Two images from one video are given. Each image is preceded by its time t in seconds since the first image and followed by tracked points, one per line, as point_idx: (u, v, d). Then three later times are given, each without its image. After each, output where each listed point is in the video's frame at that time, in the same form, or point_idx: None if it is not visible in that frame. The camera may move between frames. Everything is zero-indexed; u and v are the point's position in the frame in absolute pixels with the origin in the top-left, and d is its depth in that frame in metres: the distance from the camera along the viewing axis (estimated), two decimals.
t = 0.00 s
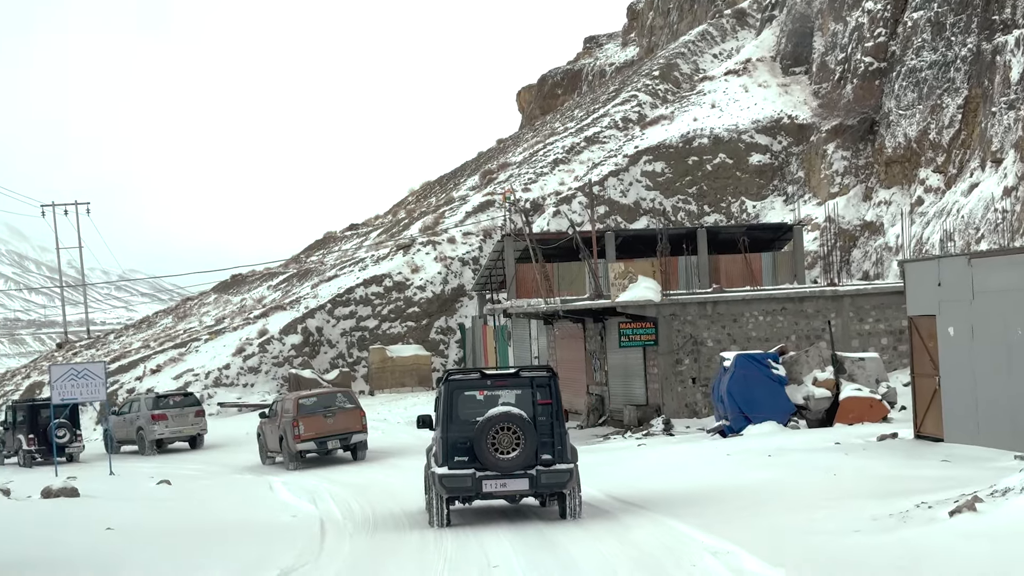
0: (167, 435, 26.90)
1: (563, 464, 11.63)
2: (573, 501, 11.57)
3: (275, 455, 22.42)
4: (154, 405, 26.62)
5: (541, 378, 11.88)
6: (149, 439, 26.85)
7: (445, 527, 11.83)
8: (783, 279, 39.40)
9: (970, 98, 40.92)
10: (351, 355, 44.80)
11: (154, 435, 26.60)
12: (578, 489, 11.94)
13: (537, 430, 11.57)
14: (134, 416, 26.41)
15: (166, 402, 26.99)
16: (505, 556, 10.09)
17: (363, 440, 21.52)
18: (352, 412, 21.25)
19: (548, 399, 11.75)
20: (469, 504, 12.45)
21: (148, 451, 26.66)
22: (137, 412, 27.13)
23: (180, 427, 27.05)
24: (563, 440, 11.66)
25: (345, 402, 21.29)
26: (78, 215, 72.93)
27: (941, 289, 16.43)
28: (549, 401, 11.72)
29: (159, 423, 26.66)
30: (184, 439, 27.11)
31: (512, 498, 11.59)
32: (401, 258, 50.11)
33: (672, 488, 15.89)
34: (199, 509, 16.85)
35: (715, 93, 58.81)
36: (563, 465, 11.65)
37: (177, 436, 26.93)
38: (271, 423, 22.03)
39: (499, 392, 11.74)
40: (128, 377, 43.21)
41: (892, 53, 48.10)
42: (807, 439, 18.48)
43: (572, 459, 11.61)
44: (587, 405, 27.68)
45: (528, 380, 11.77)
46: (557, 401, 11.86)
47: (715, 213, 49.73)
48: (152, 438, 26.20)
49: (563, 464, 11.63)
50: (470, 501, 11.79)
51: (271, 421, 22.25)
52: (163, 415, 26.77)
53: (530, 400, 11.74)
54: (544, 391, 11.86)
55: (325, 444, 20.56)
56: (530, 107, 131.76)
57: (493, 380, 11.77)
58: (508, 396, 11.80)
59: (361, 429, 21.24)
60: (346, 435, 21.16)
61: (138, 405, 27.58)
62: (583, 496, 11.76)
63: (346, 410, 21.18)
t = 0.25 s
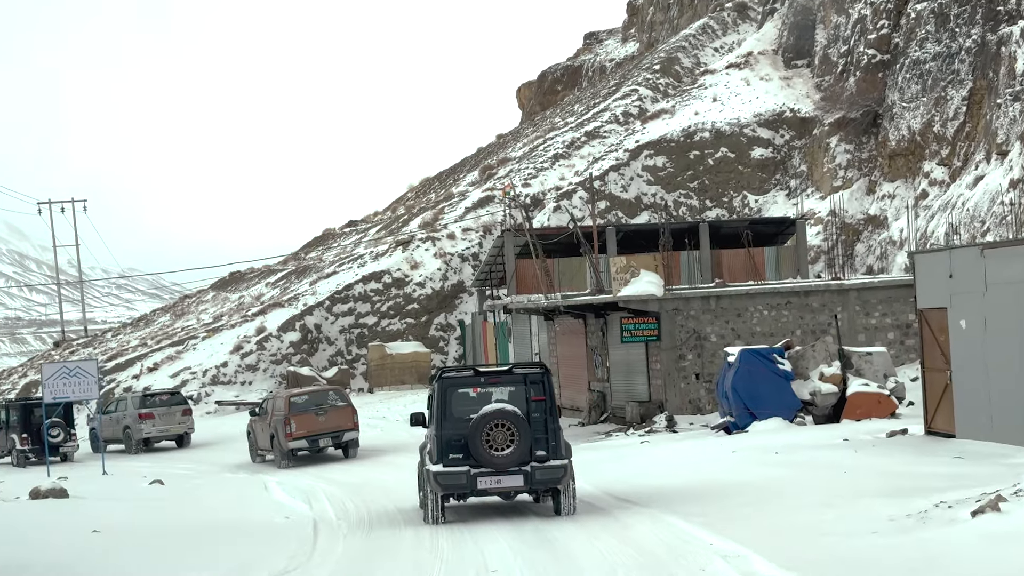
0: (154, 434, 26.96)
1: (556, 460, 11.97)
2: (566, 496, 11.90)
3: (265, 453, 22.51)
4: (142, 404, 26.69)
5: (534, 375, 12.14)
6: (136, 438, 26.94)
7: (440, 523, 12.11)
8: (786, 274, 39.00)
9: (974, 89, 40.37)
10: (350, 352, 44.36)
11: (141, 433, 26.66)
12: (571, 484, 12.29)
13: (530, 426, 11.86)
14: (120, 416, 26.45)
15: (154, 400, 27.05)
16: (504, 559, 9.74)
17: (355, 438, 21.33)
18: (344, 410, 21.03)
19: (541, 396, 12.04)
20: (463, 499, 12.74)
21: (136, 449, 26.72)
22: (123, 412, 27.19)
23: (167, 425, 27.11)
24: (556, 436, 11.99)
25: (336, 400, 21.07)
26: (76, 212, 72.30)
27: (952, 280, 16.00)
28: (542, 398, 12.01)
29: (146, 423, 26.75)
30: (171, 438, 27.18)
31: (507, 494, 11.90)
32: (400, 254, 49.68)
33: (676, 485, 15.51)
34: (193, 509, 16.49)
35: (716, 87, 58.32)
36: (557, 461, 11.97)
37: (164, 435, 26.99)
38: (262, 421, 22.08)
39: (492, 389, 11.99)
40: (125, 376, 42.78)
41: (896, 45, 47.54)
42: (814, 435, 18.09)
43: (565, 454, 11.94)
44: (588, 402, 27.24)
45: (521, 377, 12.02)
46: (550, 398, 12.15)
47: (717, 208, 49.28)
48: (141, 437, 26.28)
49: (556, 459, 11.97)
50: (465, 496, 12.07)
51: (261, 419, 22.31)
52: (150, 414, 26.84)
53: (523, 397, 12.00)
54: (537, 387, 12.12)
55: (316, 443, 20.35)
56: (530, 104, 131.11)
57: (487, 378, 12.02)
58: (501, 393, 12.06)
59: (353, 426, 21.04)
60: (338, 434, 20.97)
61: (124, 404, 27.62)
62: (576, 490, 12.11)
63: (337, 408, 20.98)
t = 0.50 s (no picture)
0: (144, 435, 27.02)
1: (557, 461, 11.74)
2: (567, 497, 11.67)
3: (259, 454, 22.52)
4: (132, 405, 26.74)
5: (534, 376, 11.92)
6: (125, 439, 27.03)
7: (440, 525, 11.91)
8: (791, 272, 38.63)
9: (980, 84, 39.87)
10: (351, 352, 43.98)
11: (132, 434, 26.70)
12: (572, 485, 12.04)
13: (531, 427, 11.63)
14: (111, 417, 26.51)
15: (144, 402, 27.12)
16: (508, 563, 9.35)
17: (350, 438, 21.34)
18: (339, 410, 21.03)
19: (541, 396, 11.80)
20: (463, 500, 12.49)
21: (126, 450, 26.75)
22: (113, 413, 27.23)
23: (157, 426, 27.18)
24: (557, 437, 11.77)
25: (331, 400, 21.07)
26: (77, 211, 72.00)
27: (966, 276, 15.62)
28: (542, 398, 11.78)
29: (136, 423, 26.83)
30: (162, 439, 27.27)
31: (507, 495, 11.67)
32: (401, 253, 49.30)
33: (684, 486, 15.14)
34: (190, 512, 16.15)
35: (719, 83, 57.89)
36: (557, 462, 11.74)
37: (155, 436, 27.05)
38: (256, 422, 22.11)
39: (492, 389, 11.78)
40: (124, 377, 42.42)
41: (900, 40, 47.08)
42: (824, 434, 17.68)
43: (566, 455, 11.71)
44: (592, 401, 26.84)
45: (521, 378, 11.81)
46: (550, 398, 11.92)
47: (721, 205, 48.86)
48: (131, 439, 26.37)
49: (557, 460, 11.73)
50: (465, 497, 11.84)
51: (256, 419, 22.37)
52: (140, 415, 26.90)
53: (523, 398, 11.78)
54: (537, 388, 11.90)
55: (311, 443, 20.32)
56: (531, 102, 130.72)
57: (486, 378, 11.81)
58: (501, 394, 11.84)
59: (348, 426, 21.04)
60: (333, 434, 20.96)
61: (114, 405, 27.65)
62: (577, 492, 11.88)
63: (332, 408, 20.94)
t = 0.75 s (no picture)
0: (132, 437, 27.04)
1: (555, 461, 11.63)
2: (565, 498, 11.55)
3: (251, 455, 22.38)
4: (120, 407, 26.78)
5: (531, 376, 11.79)
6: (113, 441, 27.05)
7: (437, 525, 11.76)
8: (797, 270, 38.17)
9: (988, 79, 39.26)
10: (352, 352, 43.52)
11: (120, 436, 26.73)
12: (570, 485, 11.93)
13: (529, 428, 11.51)
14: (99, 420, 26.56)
15: (132, 404, 27.15)
16: (511, 568, 8.94)
17: (344, 439, 21.18)
18: (333, 411, 20.83)
19: (539, 397, 11.68)
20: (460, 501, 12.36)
21: (114, 452, 26.79)
22: (101, 415, 27.14)
23: (145, 428, 27.21)
24: (555, 437, 11.64)
25: (325, 401, 20.88)
26: (82, 212, 71.11)
27: (983, 270, 15.13)
28: (540, 399, 11.65)
29: (125, 425, 26.86)
30: (150, 440, 27.32)
31: (505, 496, 11.55)
32: (402, 252, 48.87)
33: (692, 488, 14.67)
34: (184, 515, 15.73)
35: (722, 80, 57.42)
36: (555, 462, 11.63)
37: (143, 437, 27.07)
38: (248, 424, 21.94)
39: (489, 390, 11.66)
40: (123, 378, 42.01)
41: (906, 35, 46.54)
42: (835, 434, 17.23)
43: (564, 455, 11.60)
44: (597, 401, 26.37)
45: (519, 378, 11.68)
46: (547, 399, 11.80)
47: (725, 203, 48.37)
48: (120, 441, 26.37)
49: (554, 461, 11.62)
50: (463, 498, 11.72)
51: (248, 420, 22.21)
52: (128, 417, 26.92)
53: (520, 398, 11.65)
54: (534, 388, 11.77)
55: (304, 444, 20.15)
56: (533, 102, 130.28)
57: (484, 379, 11.68)
58: (498, 394, 11.72)
59: (342, 428, 20.87)
60: (327, 435, 20.79)
61: (102, 407, 27.67)
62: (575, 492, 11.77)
63: (326, 409, 20.76)
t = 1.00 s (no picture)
0: (121, 439, 26.99)
1: (550, 461, 11.64)
2: (561, 498, 11.54)
3: (243, 456, 22.37)
4: (108, 410, 26.71)
5: (525, 376, 11.84)
6: (102, 443, 26.93)
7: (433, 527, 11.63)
8: (802, 269, 37.77)
9: (995, 76, 38.59)
10: (352, 353, 43.11)
11: (108, 438, 26.68)
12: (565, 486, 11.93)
13: (524, 427, 11.54)
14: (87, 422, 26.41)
15: (120, 406, 27.06)
16: (511, 572, 8.61)
17: (336, 440, 21.20)
18: (326, 412, 20.88)
19: (534, 397, 11.71)
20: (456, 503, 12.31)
21: (102, 454, 26.74)
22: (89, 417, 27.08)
23: (134, 430, 27.16)
24: (550, 437, 11.66)
25: (318, 402, 20.93)
26: (81, 213, 70.78)
27: (998, 266, 14.70)
28: (534, 398, 11.68)
29: (113, 427, 26.81)
30: (138, 442, 27.28)
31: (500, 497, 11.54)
32: (403, 252, 48.48)
33: (697, 490, 14.32)
34: (178, 518, 15.40)
35: (725, 78, 57.01)
36: (550, 462, 11.64)
37: (131, 439, 27.04)
38: (240, 425, 21.96)
39: (484, 390, 11.69)
40: (121, 380, 41.64)
41: (912, 31, 46.02)
42: (845, 434, 16.85)
43: (559, 455, 11.61)
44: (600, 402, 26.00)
45: (513, 378, 11.72)
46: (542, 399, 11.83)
47: (728, 202, 47.93)
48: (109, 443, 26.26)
49: (550, 461, 11.64)
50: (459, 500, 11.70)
51: (240, 422, 22.23)
52: (117, 419, 26.86)
53: (515, 398, 11.68)
54: (529, 389, 11.81)
55: (297, 445, 20.20)
56: (535, 103, 129.84)
57: (479, 379, 11.72)
58: (493, 395, 11.75)
59: (335, 429, 20.89)
60: (320, 436, 20.83)
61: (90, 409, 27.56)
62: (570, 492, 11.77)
63: (319, 410, 20.78)
